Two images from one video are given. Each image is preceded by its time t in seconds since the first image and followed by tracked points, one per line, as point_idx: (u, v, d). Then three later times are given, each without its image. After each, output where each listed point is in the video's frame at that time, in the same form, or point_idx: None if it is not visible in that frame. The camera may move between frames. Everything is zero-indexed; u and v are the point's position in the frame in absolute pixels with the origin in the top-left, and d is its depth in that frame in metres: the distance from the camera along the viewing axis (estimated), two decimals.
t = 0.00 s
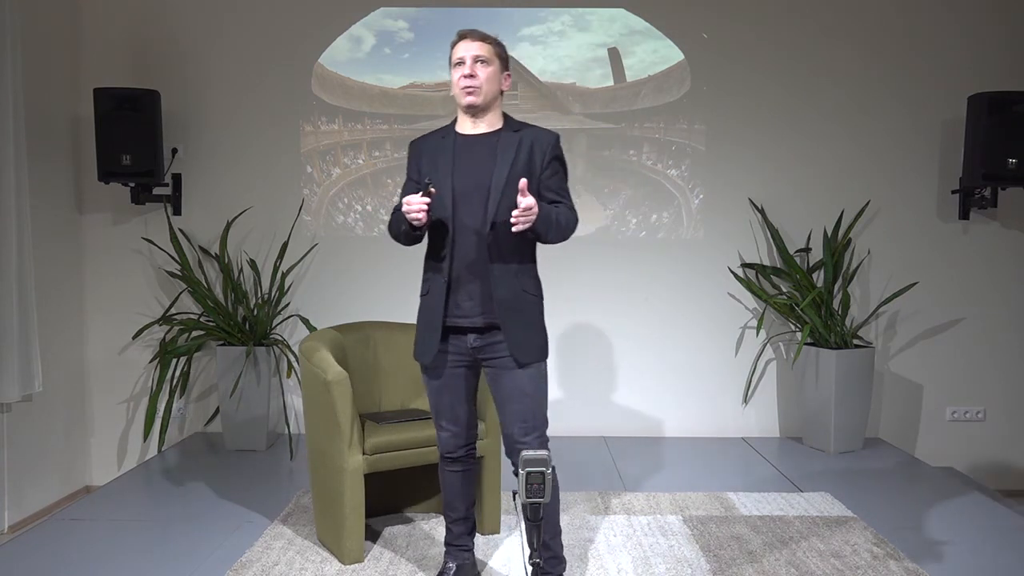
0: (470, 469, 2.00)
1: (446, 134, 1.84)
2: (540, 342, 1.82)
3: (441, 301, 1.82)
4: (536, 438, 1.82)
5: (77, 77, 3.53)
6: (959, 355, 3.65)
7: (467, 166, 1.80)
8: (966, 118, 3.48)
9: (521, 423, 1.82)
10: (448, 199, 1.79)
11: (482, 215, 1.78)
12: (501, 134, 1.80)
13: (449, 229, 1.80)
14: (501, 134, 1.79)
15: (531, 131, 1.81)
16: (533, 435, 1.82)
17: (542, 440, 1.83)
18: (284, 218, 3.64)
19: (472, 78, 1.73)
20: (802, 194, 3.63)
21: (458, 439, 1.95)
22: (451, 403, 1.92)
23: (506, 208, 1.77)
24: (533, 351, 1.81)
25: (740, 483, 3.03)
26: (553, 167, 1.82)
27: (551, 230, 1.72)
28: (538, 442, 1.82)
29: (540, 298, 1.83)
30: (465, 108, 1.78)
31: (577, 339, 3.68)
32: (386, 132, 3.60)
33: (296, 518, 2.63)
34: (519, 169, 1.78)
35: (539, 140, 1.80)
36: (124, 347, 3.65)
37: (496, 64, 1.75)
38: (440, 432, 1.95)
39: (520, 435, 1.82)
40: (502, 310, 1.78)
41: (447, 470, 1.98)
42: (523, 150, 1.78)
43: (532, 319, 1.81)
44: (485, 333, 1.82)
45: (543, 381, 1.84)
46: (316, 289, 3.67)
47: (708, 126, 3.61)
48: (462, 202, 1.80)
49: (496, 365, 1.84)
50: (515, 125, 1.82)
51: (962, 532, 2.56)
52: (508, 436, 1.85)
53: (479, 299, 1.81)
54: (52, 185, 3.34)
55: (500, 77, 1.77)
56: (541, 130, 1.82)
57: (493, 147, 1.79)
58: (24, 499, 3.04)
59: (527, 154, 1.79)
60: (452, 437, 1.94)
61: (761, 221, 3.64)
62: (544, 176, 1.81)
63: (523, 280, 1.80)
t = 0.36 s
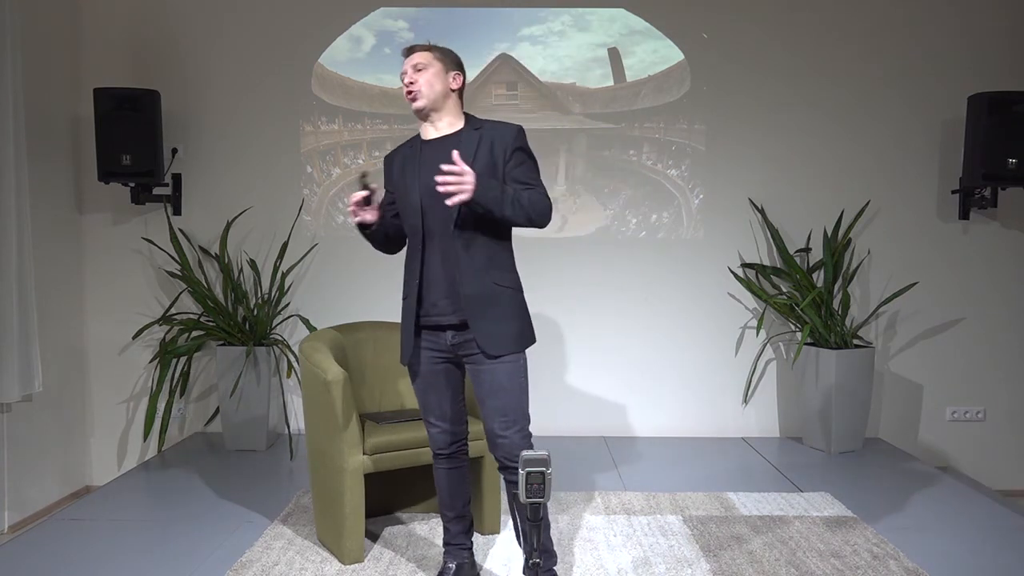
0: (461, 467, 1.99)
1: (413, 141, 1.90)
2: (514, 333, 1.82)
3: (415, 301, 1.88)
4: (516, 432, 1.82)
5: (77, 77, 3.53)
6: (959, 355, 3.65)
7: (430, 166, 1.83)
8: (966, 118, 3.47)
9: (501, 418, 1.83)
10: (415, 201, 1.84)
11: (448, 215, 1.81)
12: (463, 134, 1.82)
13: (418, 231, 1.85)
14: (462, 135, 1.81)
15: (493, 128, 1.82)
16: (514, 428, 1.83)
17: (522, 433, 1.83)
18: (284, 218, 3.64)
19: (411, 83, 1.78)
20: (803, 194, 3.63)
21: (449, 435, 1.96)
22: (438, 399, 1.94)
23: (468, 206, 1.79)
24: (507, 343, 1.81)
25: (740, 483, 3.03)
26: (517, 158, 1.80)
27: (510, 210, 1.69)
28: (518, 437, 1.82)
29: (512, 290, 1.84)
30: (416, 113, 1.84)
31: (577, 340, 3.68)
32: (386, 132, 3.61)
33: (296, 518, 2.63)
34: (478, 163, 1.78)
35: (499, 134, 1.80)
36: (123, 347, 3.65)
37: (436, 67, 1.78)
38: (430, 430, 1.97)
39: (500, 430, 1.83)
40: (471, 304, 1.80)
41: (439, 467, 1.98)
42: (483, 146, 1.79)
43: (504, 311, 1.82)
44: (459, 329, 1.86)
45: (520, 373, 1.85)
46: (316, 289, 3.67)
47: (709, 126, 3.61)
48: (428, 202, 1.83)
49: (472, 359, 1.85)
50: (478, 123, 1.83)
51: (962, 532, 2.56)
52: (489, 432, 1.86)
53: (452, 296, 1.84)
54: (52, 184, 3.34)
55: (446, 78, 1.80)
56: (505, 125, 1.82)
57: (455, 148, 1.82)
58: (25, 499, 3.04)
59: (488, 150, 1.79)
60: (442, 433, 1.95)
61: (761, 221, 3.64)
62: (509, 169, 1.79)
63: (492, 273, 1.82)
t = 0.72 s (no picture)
0: (457, 467, 2.00)
1: (416, 138, 1.89)
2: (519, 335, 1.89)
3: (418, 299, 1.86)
4: (513, 428, 1.87)
5: (78, 77, 3.53)
6: (959, 355, 3.65)
7: (440, 168, 1.84)
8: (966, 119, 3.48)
9: (497, 414, 1.87)
10: (423, 201, 1.84)
11: (459, 216, 1.83)
12: (473, 138, 1.85)
13: (423, 229, 1.84)
14: (473, 139, 1.85)
15: (500, 136, 1.87)
16: (511, 425, 1.87)
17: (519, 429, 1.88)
18: (284, 218, 3.64)
19: (475, 87, 1.80)
20: (802, 194, 3.63)
21: (446, 436, 1.96)
22: (433, 399, 1.95)
23: (481, 208, 1.83)
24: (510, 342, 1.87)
25: (740, 483, 3.02)
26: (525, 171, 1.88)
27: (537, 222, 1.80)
28: (515, 433, 1.87)
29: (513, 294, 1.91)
30: (461, 115, 1.82)
31: (577, 340, 3.68)
32: (386, 132, 3.61)
33: (296, 518, 2.63)
34: (491, 171, 1.83)
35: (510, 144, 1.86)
36: (123, 347, 3.65)
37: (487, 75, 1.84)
38: (423, 432, 1.96)
39: (497, 428, 1.86)
40: (481, 305, 1.84)
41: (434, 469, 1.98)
42: (495, 153, 1.84)
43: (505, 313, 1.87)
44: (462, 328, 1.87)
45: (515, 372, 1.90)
46: (315, 289, 3.67)
47: (709, 126, 3.61)
48: (436, 203, 1.84)
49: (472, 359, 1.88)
50: (486, 131, 1.88)
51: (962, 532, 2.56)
52: (482, 430, 1.89)
53: (456, 296, 1.86)
54: (52, 184, 3.34)
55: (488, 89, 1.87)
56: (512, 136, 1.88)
57: (466, 151, 1.85)
58: (25, 499, 3.04)
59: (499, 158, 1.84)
60: (437, 434, 1.96)
61: (761, 221, 3.64)
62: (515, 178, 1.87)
63: (497, 277, 1.87)
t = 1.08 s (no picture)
0: (459, 467, 2.01)
1: (432, 137, 1.88)
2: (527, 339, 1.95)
3: (435, 300, 1.85)
4: (518, 431, 1.88)
5: (78, 77, 3.53)
6: (959, 355, 3.65)
7: (460, 170, 1.86)
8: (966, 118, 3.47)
9: (503, 418, 1.87)
10: (444, 201, 1.84)
11: (480, 219, 1.86)
12: (489, 144, 1.89)
13: (444, 230, 1.84)
14: (490, 144, 1.89)
15: (512, 145, 1.94)
16: (516, 427, 1.88)
17: (524, 432, 1.88)
18: (284, 218, 3.65)
19: (496, 93, 1.82)
20: (802, 194, 3.63)
21: (450, 437, 1.97)
22: (439, 400, 1.95)
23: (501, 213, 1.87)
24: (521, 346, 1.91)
25: (740, 483, 3.03)
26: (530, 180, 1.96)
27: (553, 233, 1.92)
28: (520, 436, 1.88)
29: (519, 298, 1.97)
30: (478, 119, 1.83)
31: (577, 339, 3.68)
32: (386, 132, 3.61)
33: (296, 518, 2.63)
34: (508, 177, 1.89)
35: (520, 153, 1.93)
36: (123, 347, 3.65)
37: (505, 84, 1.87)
38: (427, 433, 1.96)
39: (502, 430, 1.88)
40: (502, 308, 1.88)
41: (436, 469, 1.98)
42: (510, 160, 1.90)
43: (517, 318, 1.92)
44: (475, 331, 1.89)
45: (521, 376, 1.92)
46: (316, 288, 3.67)
47: (709, 126, 3.61)
48: (456, 204, 1.85)
49: (486, 361, 1.89)
50: (497, 137, 1.93)
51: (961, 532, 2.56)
52: (488, 432, 1.89)
53: (474, 298, 1.87)
54: (52, 184, 3.34)
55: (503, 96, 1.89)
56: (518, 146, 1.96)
57: (484, 156, 1.88)
58: (25, 499, 3.04)
59: (514, 165, 1.91)
60: (441, 435, 1.96)
61: (761, 221, 3.64)
62: (524, 187, 1.95)
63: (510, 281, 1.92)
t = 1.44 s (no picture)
0: (459, 467, 2.00)
1: (432, 138, 1.89)
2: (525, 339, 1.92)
3: (432, 299, 1.86)
4: (518, 432, 1.88)
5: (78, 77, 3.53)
6: (959, 355, 3.65)
7: (457, 170, 1.86)
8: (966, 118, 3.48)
9: (503, 418, 1.87)
10: (440, 201, 1.84)
11: (476, 219, 1.86)
12: (488, 142, 1.88)
13: (440, 229, 1.84)
14: (489, 143, 1.88)
15: (514, 142, 1.91)
16: (516, 428, 1.88)
17: (524, 432, 1.88)
18: (284, 218, 3.64)
19: (473, 89, 1.80)
20: (802, 193, 3.63)
21: (451, 436, 1.97)
22: (439, 400, 1.95)
23: (498, 213, 1.86)
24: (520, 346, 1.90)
25: (740, 483, 3.03)
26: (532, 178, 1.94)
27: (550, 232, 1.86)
28: (521, 436, 1.88)
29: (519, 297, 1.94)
30: (461, 118, 1.83)
31: (577, 339, 3.68)
32: (386, 132, 3.61)
33: (296, 518, 2.63)
34: (507, 174, 1.87)
35: (522, 150, 1.91)
36: (123, 347, 3.65)
37: (491, 77, 1.83)
38: (428, 432, 1.96)
39: (502, 431, 1.87)
40: (497, 308, 1.87)
41: (438, 469, 1.98)
42: (511, 158, 1.88)
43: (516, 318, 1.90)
44: (472, 330, 1.88)
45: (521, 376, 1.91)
46: (316, 288, 3.67)
47: (709, 126, 3.61)
48: (453, 205, 1.86)
49: (485, 361, 1.89)
50: (499, 136, 1.91)
51: (961, 531, 2.56)
52: (488, 433, 1.89)
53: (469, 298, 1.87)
54: (52, 184, 3.34)
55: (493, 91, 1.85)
56: (522, 143, 1.93)
57: (482, 154, 1.87)
58: (25, 499, 3.04)
59: (514, 163, 1.89)
60: (442, 434, 1.96)
61: (761, 221, 3.64)
62: (527, 186, 1.92)
63: (508, 280, 1.90)
